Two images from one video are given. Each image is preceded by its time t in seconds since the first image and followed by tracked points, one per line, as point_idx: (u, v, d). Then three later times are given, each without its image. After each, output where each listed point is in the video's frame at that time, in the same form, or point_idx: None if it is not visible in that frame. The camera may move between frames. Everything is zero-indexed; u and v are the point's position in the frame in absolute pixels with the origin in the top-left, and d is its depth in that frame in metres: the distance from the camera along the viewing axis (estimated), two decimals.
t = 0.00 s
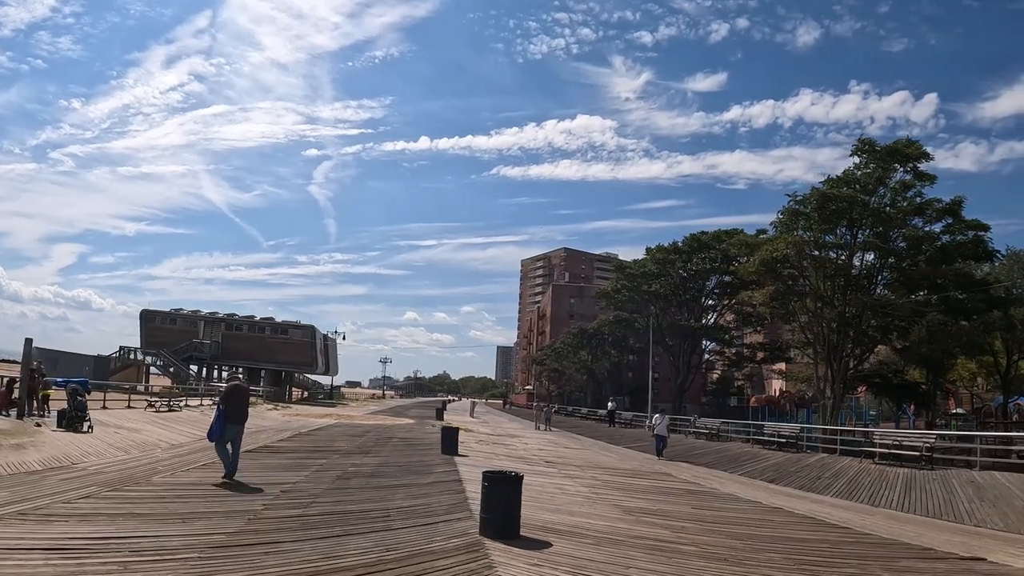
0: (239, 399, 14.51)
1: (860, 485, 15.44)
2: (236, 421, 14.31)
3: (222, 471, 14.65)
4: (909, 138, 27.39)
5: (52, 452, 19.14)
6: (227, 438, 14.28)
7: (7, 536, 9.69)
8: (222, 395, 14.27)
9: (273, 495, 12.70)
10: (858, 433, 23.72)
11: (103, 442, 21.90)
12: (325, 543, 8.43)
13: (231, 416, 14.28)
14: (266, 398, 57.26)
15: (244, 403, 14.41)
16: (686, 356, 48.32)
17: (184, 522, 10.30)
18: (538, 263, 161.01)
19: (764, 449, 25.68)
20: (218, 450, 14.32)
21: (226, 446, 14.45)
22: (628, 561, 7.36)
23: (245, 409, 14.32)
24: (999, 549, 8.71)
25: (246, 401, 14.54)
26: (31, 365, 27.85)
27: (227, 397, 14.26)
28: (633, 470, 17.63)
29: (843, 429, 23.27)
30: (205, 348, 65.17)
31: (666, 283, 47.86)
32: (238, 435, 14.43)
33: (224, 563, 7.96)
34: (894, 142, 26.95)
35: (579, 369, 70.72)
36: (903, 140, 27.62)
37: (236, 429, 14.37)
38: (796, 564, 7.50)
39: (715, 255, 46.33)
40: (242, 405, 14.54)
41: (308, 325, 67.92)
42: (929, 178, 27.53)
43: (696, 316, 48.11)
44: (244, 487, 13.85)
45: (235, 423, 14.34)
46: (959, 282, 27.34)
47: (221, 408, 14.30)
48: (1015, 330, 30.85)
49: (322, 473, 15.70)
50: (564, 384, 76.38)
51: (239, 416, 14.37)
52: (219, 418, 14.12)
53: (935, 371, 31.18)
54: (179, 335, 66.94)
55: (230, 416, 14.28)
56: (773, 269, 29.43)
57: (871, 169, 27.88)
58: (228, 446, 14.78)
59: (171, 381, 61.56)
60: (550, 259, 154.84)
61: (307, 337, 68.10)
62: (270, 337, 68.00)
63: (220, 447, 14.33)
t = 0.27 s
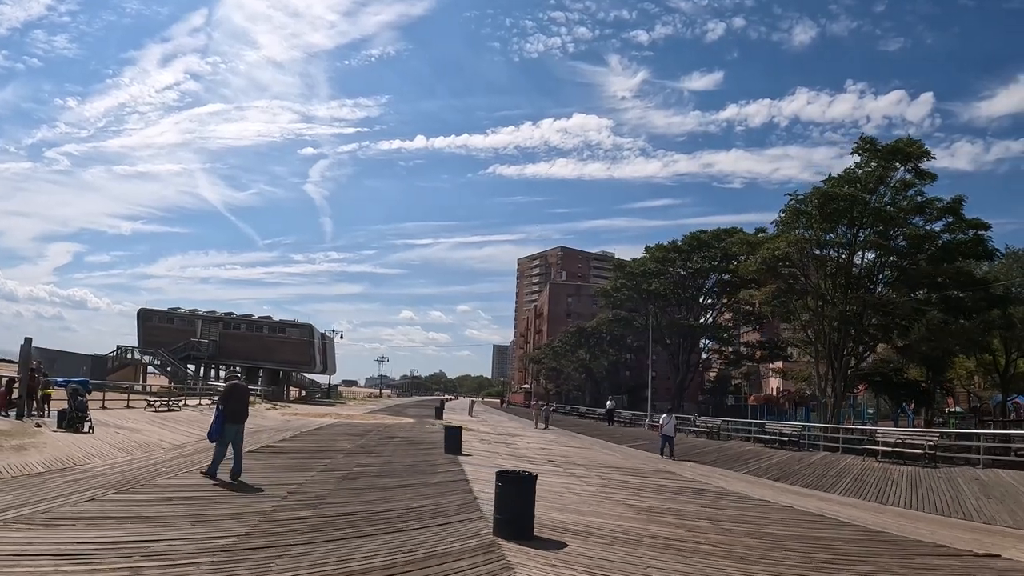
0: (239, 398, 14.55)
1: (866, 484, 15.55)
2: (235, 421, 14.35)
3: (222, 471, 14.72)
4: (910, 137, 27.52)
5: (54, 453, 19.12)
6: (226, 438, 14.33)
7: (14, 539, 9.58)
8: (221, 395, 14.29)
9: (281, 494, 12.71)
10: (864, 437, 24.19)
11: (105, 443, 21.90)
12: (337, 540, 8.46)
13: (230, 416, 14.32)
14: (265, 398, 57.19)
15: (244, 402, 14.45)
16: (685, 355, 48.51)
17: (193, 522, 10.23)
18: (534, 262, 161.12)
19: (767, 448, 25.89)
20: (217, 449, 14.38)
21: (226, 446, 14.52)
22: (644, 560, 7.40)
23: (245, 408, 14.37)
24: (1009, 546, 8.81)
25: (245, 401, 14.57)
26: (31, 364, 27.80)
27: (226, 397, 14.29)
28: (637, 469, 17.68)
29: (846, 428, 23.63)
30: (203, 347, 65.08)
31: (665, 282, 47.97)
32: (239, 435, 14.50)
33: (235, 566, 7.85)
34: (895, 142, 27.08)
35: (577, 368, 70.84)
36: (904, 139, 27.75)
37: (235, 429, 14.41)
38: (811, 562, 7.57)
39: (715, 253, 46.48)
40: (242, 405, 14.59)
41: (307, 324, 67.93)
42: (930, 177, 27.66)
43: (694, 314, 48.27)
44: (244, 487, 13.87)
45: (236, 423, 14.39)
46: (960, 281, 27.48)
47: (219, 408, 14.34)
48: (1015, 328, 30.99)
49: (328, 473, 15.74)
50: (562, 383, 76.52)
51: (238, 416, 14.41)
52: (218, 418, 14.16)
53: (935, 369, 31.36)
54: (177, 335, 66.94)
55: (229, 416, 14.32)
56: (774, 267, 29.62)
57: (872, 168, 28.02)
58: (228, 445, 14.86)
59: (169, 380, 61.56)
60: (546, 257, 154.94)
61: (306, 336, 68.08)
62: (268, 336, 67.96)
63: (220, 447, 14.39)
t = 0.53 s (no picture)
0: (234, 398, 14.58)
1: (871, 483, 15.64)
2: (231, 420, 14.32)
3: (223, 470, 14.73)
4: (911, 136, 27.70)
5: (57, 453, 19.07)
6: (224, 438, 14.32)
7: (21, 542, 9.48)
8: (216, 395, 14.34)
9: (288, 494, 12.71)
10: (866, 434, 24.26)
11: (107, 442, 21.86)
12: (350, 539, 8.47)
13: (226, 416, 14.28)
14: (264, 396, 57.07)
15: (240, 402, 14.48)
16: (684, 353, 48.65)
17: (202, 522, 10.16)
18: (531, 260, 161.12)
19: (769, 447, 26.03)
20: (215, 449, 14.37)
21: (224, 446, 14.51)
22: (661, 560, 7.43)
23: (241, 407, 14.38)
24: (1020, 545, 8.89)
25: (240, 399, 14.55)
26: (30, 363, 27.74)
27: (220, 397, 14.35)
28: (641, 468, 17.73)
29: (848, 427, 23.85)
30: (201, 345, 65.43)
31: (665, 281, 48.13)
32: (236, 435, 14.51)
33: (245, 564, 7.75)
34: (896, 141, 27.36)
35: (575, 366, 70.95)
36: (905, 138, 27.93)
37: (232, 428, 14.38)
38: (826, 563, 7.61)
39: (714, 251, 46.59)
40: (239, 405, 14.60)
41: (304, 322, 67.89)
42: (930, 176, 27.86)
43: (693, 313, 48.42)
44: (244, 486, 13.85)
45: (232, 423, 14.38)
46: (960, 279, 27.65)
47: (216, 408, 14.32)
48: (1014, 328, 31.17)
49: (334, 473, 15.76)
50: (560, 381, 76.61)
51: (234, 415, 14.38)
52: (214, 419, 14.16)
53: (935, 368, 31.55)
54: (174, 333, 66.91)
55: (224, 416, 14.29)
56: (775, 265, 29.84)
57: (873, 167, 28.28)
58: (227, 444, 14.85)
59: (167, 378, 61.55)
60: (543, 256, 155.09)
61: (303, 334, 68.03)
62: (266, 335, 67.90)
63: (218, 447, 14.39)
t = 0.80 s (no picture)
0: (234, 396, 14.48)
1: (876, 481, 15.72)
2: (229, 419, 14.25)
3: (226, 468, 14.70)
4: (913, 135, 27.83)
5: (60, 453, 19.03)
6: (221, 437, 14.30)
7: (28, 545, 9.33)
8: (215, 393, 14.27)
9: (296, 492, 12.71)
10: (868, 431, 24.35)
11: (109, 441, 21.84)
12: (363, 538, 8.47)
13: (223, 414, 14.22)
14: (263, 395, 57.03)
15: (239, 399, 14.39)
16: (684, 351, 48.78)
17: (212, 523, 10.09)
18: (528, 258, 161.15)
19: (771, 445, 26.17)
20: (215, 447, 14.35)
21: (223, 444, 14.47)
22: (677, 559, 7.45)
23: (239, 406, 14.29)
24: None
25: (239, 398, 14.45)
26: (31, 362, 27.68)
27: (219, 394, 14.29)
28: (646, 466, 17.78)
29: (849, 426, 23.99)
30: (199, 344, 65.57)
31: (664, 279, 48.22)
32: (234, 433, 14.44)
33: (257, 564, 7.67)
34: (897, 139, 27.48)
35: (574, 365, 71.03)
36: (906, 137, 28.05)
37: (230, 426, 14.33)
38: (841, 562, 7.64)
39: (714, 249, 46.67)
40: (239, 403, 14.51)
41: (303, 320, 67.85)
42: (931, 174, 28.00)
43: (692, 311, 48.54)
44: (246, 484, 13.79)
45: (230, 422, 14.31)
46: (961, 277, 27.77)
47: (214, 407, 14.28)
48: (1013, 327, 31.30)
49: (340, 471, 15.78)
50: (559, 379, 76.70)
51: (232, 414, 14.30)
52: (211, 417, 14.12)
53: (935, 366, 31.74)
54: (172, 331, 66.88)
55: (222, 414, 14.23)
56: (776, 263, 29.97)
57: (874, 166, 28.42)
58: (230, 443, 14.81)
59: (165, 377, 61.53)
60: (540, 254, 155.10)
61: (302, 332, 67.98)
62: (264, 333, 67.84)
63: (218, 446, 14.39)
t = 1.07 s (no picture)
0: (243, 396, 14.39)
1: (882, 480, 15.87)
2: (236, 419, 14.14)
3: (235, 470, 14.57)
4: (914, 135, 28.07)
5: (66, 453, 19.04)
6: (230, 438, 14.25)
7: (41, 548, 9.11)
8: (223, 394, 14.17)
9: (308, 491, 12.77)
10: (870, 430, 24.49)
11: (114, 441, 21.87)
12: (381, 537, 8.52)
13: (230, 415, 14.12)
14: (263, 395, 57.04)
15: (247, 401, 14.29)
16: (684, 350, 48.98)
17: (226, 523, 9.86)
18: (525, 257, 161.27)
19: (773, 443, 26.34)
20: (222, 448, 14.26)
21: (231, 444, 14.41)
22: (696, 558, 7.54)
23: (247, 408, 14.20)
24: None
25: (248, 399, 14.32)
26: (34, 362, 27.68)
27: (228, 396, 14.18)
28: (652, 464, 17.90)
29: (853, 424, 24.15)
30: (198, 343, 65.69)
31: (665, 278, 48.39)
32: (242, 434, 14.39)
33: (276, 564, 7.66)
34: (898, 139, 27.72)
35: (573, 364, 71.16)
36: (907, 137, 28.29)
37: (237, 427, 14.21)
38: (857, 563, 7.74)
39: (714, 249, 46.84)
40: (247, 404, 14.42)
41: (302, 320, 67.91)
42: (932, 174, 28.26)
43: (692, 310, 48.76)
44: (254, 484, 13.66)
45: (238, 423, 14.25)
46: (961, 276, 27.99)
47: (223, 407, 14.20)
48: (1012, 326, 31.53)
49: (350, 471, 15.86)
50: (558, 378, 76.86)
51: (239, 415, 14.18)
52: (217, 417, 14.03)
53: (935, 364, 31.95)
54: (171, 331, 66.92)
55: (229, 414, 14.12)
56: (778, 262, 30.16)
57: (876, 165, 28.66)
58: (239, 444, 14.70)
59: (165, 377, 61.53)
60: (537, 253, 155.21)
61: (301, 332, 68.02)
62: (263, 333, 67.86)
63: (225, 447, 14.28)
